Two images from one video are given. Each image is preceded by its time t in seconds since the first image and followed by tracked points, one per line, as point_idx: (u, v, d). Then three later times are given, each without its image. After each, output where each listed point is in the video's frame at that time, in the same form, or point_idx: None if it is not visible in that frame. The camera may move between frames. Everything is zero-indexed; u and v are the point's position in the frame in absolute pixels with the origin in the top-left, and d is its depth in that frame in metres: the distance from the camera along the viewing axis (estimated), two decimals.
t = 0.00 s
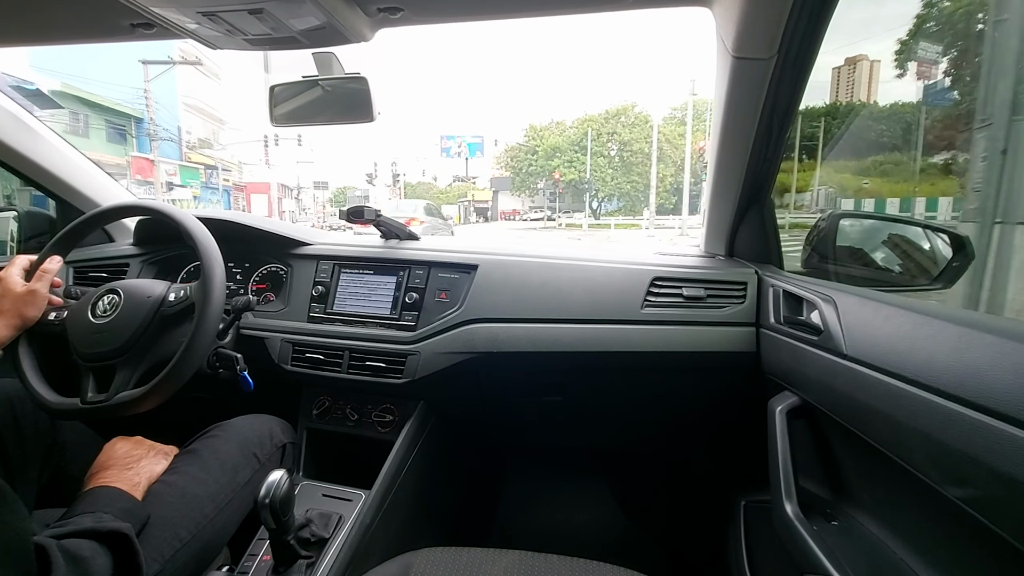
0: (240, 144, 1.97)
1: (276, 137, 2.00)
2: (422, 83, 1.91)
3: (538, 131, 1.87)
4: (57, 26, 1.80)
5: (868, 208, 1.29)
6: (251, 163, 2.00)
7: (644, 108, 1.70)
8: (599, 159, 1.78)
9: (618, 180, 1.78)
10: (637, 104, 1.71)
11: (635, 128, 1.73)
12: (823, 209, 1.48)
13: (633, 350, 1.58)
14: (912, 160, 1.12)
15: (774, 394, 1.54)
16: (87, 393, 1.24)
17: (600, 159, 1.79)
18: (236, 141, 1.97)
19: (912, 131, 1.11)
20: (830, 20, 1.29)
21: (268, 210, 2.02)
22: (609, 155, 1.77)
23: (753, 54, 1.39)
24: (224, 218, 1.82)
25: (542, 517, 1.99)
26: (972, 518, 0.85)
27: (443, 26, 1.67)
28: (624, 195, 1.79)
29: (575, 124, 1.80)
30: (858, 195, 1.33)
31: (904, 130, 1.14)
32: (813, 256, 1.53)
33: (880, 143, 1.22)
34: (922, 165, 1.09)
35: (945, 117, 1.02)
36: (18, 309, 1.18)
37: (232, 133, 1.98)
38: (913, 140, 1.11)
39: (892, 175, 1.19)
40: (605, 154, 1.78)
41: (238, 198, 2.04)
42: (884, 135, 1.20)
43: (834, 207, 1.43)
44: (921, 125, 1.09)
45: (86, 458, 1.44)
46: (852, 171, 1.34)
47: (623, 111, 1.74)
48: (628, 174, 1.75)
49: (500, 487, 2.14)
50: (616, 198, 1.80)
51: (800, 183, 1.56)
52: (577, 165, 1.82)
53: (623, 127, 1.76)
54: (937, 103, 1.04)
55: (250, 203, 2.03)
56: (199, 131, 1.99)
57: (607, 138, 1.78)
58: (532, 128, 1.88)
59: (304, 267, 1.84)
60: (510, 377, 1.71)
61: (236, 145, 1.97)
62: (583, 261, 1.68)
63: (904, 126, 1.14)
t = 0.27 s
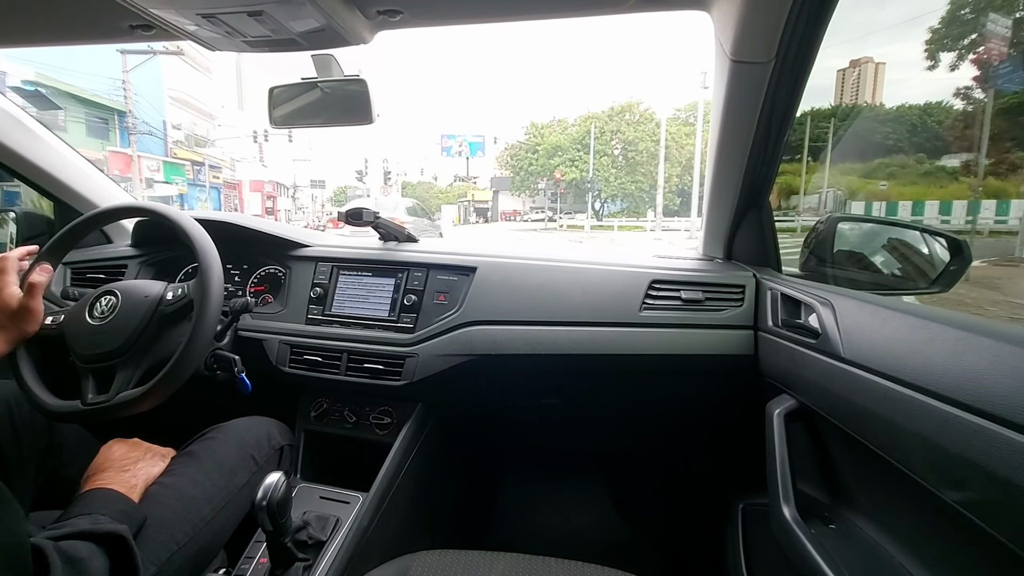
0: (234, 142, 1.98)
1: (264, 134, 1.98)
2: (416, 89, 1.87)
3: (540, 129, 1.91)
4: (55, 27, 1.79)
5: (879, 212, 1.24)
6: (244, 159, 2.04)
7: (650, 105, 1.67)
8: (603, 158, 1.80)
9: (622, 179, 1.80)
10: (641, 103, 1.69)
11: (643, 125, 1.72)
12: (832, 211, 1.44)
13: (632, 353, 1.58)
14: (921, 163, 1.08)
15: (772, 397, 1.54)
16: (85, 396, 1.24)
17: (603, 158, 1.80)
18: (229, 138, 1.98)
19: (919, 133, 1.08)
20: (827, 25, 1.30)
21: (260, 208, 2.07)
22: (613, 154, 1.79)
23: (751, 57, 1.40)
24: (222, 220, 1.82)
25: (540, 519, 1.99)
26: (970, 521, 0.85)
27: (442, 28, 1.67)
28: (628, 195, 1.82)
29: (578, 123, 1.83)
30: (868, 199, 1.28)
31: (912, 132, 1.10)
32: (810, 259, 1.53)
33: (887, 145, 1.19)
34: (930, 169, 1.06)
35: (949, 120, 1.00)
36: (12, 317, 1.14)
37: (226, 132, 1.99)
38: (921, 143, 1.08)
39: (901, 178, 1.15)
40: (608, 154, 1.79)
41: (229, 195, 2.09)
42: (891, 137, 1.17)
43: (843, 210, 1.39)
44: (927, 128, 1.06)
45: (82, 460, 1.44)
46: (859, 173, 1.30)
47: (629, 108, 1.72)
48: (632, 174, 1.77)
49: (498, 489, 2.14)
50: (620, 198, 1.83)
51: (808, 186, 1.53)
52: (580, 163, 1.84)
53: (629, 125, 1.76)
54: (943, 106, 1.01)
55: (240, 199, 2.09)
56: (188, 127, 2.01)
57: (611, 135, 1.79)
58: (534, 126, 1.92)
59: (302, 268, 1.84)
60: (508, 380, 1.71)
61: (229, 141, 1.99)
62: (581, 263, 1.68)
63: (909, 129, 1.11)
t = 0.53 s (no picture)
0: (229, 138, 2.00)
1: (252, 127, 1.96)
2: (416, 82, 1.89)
3: (543, 126, 1.87)
4: (54, 23, 1.79)
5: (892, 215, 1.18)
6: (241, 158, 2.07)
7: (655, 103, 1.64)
8: (607, 158, 1.75)
9: (628, 180, 1.74)
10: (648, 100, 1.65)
11: (649, 122, 1.67)
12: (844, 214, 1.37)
13: (631, 352, 1.58)
14: (930, 166, 1.04)
15: (770, 395, 1.54)
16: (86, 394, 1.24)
17: (607, 158, 1.75)
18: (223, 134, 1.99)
19: (928, 136, 1.04)
20: (827, 24, 1.29)
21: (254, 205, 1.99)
22: (617, 153, 1.74)
23: (752, 55, 1.39)
24: (221, 218, 1.82)
25: (539, 518, 1.99)
26: (968, 520, 0.85)
27: (442, 26, 1.67)
28: (632, 197, 1.76)
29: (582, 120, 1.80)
30: (880, 202, 1.22)
31: (921, 134, 1.06)
32: (809, 258, 1.53)
33: (895, 148, 1.14)
34: (942, 172, 1.01)
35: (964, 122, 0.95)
36: (6, 321, 1.13)
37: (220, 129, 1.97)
38: (931, 145, 1.03)
39: (912, 181, 1.10)
40: (613, 153, 1.74)
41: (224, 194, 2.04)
42: (901, 139, 1.12)
43: (855, 214, 1.32)
44: (935, 130, 1.02)
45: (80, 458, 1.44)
46: (868, 176, 1.25)
47: (635, 105, 1.68)
48: (638, 176, 1.72)
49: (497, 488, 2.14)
50: (625, 199, 1.77)
51: (819, 188, 1.47)
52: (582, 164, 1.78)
53: (635, 123, 1.71)
54: (955, 109, 0.97)
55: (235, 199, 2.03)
56: (174, 120, 1.97)
57: (616, 132, 1.75)
58: (536, 122, 1.88)
59: (301, 267, 1.84)
60: (507, 378, 1.71)
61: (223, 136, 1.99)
62: (581, 262, 1.68)
63: (922, 131, 1.06)
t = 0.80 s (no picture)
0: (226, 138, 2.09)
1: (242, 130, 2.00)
2: (416, 84, 1.89)
3: (543, 123, 1.94)
4: (52, 23, 1.78)
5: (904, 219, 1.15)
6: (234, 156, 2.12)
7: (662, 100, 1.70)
8: (612, 156, 1.81)
9: (632, 181, 1.81)
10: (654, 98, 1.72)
11: (654, 121, 1.74)
12: (852, 218, 1.34)
13: (631, 351, 1.58)
14: (938, 169, 1.02)
15: (770, 395, 1.54)
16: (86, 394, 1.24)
17: (611, 156, 1.81)
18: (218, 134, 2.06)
19: (936, 140, 1.02)
20: (827, 23, 1.29)
21: (249, 204, 2.09)
22: (622, 152, 1.80)
23: (750, 55, 1.39)
24: (220, 218, 1.82)
25: (539, 517, 1.99)
26: (969, 518, 0.85)
27: (442, 26, 1.67)
28: (637, 198, 1.83)
29: (584, 118, 1.84)
30: (889, 206, 1.19)
31: (928, 136, 1.04)
32: (809, 257, 1.53)
33: (901, 150, 1.12)
34: (950, 175, 0.99)
35: (974, 126, 0.93)
36: (4, 321, 1.13)
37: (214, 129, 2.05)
38: (940, 148, 1.02)
39: (919, 185, 1.08)
40: (618, 152, 1.80)
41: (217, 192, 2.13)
42: (906, 141, 1.10)
43: (864, 217, 1.29)
44: (943, 133, 1.00)
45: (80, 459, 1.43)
46: (874, 179, 1.23)
47: (641, 102, 1.74)
48: (643, 176, 1.79)
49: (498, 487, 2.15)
50: (628, 201, 1.84)
51: (828, 190, 1.43)
52: (587, 164, 1.84)
53: (640, 122, 1.77)
54: (962, 112, 0.95)
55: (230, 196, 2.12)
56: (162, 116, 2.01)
57: (620, 131, 1.81)
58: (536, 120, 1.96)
59: (300, 267, 1.84)
60: (507, 378, 1.71)
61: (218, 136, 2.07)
62: (580, 262, 1.68)
63: (930, 135, 1.04)
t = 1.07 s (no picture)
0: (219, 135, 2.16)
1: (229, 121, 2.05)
2: (415, 82, 1.86)
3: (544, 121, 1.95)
4: (53, 21, 1.78)
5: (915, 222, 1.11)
6: (232, 155, 2.22)
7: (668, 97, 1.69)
8: (616, 154, 1.81)
9: (637, 180, 1.79)
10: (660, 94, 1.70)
11: (664, 119, 1.71)
12: (863, 221, 1.30)
13: (629, 354, 1.58)
14: (947, 171, 1.00)
15: (768, 398, 1.55)
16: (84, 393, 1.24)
17: (617, 154, 1.81)
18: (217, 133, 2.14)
19: (944, 141, 1.00)
20: (827, 28, 1.30)
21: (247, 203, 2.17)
22: (627, 151, 1.79)
23: (751, 59, 1.40)
24: (219, 217, 1.82)
25: (536, 519, 1.99)
26: (966, 524, 0.85)
27: (444, 27, 1.67)
28: (642, 198, 1.80)
29: (588, 115, 1.84)
30: (900, 208, 1.15)
31: (937, 137, 1.02)
32: (808, 261, 1.53)
33: (909, 151, 1.10)
34: (960, 177, 0.97)
35: (983, 127, 0.91)
36: (4, 321, 1.12)
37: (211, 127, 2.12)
38: (949, 149, 0.99)
39: (928, 187, 1.06)
40: (623, 151, 1.80)
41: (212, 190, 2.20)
42: (914, 142, 1.08)
43: (875, 220, 1.25)
44: (951, 136, 0.98)
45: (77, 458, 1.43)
46: (882, 181, 1.21)
47: (646, 99, 1.73)
48: (648, 176, 1.75)
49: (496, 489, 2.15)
50: (633, 202, 1.83)
51: (839, 192, 1.39)
52: (592, 161, 1.85)
53: (646, 119, 1.76)
54: (970, 112, 0.94)
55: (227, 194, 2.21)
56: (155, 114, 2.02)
57: (625, 129, 1.80)
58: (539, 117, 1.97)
59: (300, 267, 1.83)
60: (505, 380, 1.71)
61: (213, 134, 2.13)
62: (580, 264, 1.68)
63: (939, 135, 1.02)
